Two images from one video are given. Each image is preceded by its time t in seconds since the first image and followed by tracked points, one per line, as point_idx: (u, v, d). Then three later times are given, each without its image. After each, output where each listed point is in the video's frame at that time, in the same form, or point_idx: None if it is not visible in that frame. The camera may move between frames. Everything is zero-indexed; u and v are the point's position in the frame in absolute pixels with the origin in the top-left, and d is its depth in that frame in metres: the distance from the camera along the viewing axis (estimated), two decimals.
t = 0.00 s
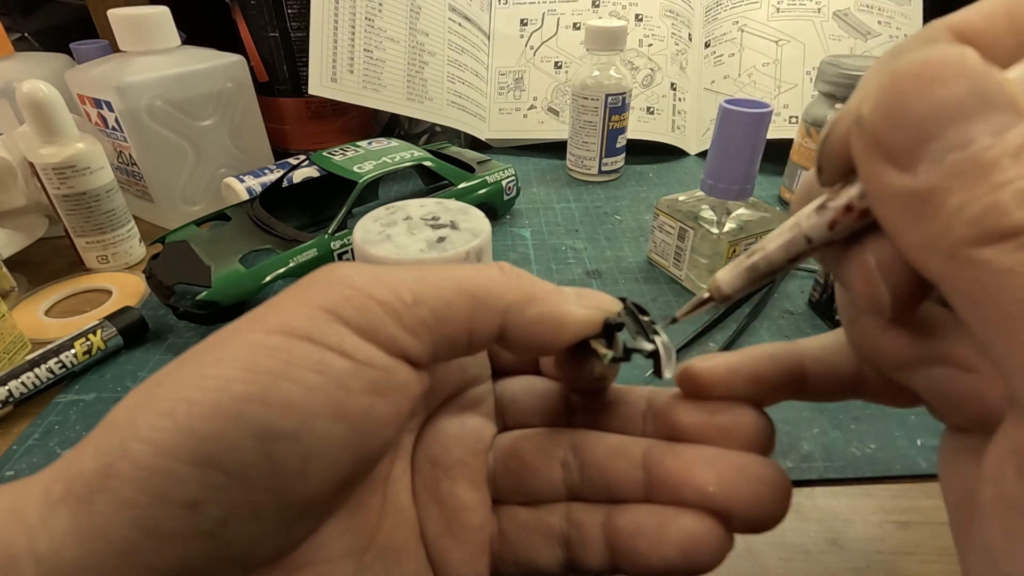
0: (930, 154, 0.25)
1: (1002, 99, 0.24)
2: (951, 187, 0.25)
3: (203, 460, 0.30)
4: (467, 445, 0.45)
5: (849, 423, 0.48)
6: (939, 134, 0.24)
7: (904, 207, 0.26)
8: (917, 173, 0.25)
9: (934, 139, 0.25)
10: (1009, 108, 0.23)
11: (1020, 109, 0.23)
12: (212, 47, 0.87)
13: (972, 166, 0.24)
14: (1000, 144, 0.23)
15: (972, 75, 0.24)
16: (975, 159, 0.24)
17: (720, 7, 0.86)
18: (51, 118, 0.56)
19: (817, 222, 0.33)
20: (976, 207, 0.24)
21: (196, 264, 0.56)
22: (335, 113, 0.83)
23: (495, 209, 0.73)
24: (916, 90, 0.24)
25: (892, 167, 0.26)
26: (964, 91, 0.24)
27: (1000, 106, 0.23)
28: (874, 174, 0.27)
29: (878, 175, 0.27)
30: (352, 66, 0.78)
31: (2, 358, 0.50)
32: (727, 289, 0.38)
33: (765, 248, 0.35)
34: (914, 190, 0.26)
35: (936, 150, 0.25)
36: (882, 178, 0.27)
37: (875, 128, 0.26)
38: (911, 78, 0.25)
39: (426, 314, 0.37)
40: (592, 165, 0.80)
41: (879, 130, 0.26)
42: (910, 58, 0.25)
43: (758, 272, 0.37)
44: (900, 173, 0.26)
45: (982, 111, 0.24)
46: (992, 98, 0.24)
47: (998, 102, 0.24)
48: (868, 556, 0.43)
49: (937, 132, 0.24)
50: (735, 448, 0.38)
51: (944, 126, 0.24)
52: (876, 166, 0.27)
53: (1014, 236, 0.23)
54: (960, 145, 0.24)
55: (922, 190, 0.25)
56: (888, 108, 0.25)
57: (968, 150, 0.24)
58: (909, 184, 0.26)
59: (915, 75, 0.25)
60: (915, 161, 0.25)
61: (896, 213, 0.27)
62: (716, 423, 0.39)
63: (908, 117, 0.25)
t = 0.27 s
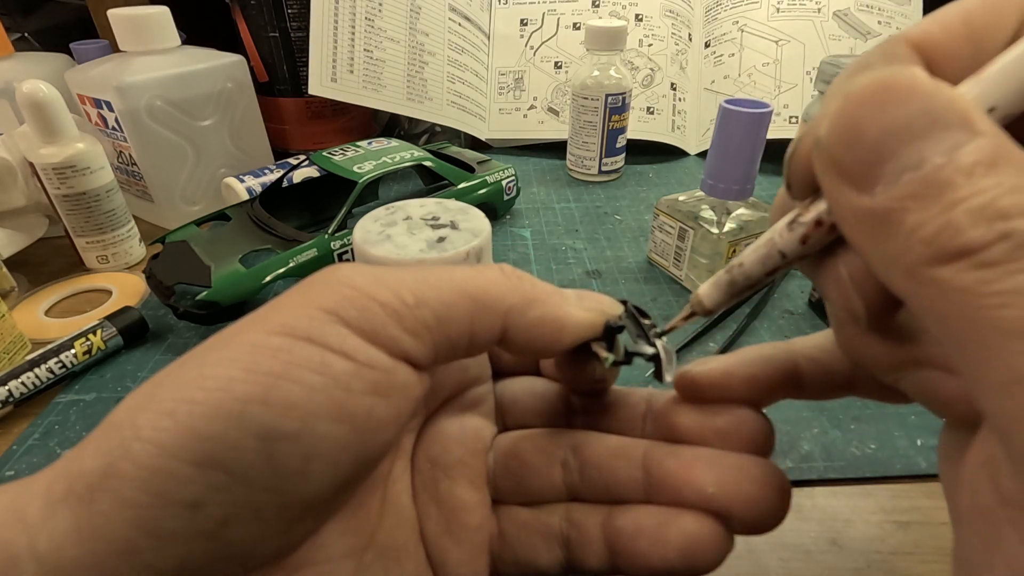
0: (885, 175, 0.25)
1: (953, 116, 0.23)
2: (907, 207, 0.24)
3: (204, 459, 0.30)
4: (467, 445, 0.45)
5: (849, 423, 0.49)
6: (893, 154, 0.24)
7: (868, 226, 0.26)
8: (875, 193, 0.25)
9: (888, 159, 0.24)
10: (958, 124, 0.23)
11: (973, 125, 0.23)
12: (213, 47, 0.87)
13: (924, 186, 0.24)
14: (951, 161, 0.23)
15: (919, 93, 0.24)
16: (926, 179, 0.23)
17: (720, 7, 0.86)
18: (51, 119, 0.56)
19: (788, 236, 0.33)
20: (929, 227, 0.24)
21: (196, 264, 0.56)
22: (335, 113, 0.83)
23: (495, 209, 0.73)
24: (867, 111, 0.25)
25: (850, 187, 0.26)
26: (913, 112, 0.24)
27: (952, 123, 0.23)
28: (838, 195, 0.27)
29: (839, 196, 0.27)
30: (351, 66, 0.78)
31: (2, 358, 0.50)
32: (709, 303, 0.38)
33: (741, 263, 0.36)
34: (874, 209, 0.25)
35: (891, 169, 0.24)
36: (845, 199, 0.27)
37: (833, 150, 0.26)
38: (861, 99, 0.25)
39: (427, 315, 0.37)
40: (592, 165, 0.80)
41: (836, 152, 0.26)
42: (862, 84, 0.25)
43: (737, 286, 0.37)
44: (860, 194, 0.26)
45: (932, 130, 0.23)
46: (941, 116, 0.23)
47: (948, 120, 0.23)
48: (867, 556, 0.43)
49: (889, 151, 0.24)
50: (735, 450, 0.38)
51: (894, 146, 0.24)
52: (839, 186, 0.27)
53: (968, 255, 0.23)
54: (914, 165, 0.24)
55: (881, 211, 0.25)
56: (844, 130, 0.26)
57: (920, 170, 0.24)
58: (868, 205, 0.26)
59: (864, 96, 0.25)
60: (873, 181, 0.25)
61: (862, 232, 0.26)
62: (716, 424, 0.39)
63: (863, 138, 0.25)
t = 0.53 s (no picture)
0: (866, 183, 0.24)
1: (931, 123, 0.23)
2: (888, 215, 0.24)
3: (205, 459, 0.30)
4: (467, 445, 0.45)
5: (849, 423, 0.49)
6: (873, 162, 0.24)
7: (850, 234, 0.26)
8: (857, 201, 0.25)
9: (868, 168, 0.24)
10: (937, 130, 0.23)
11: (953, 132, 0.23)
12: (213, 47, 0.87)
13: (905, 195, 0.23)
14: (930, 170, 0.23)
15: (899, 98, 0.23)
16: (907, 187, 0.23)
17: (720, 7, 0.86)
18: (52, 119, 0.56)
19: (776, 237, 0.33)
20: (909, 235, 0.23)
21: (196, 264, 0.56)
22: (335, 113, 0.83)
23: (495, 209, 0.73)
24: (846, 118, 0.24)
25: (831, 195, 0.26)
26: (892, 118, 0.23)
27: (930, 131, 0.23)
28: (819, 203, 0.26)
29: (820, 204, 0.26)
30: (352, 66, 0.78)
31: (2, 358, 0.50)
32: (700, 302, 0.38)
33: (730, 261, 0.36)
34: (857, 217, 0.25)
35: (873, 178, 0.24)
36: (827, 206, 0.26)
37: (813, 159, 0.26)
38: (839, 105, 0.24)
39: (428, 316, 0.37)
40: (592, 165, 0.80)
41: (817, 160, 0.25)
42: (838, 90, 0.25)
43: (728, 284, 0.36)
44: (841, 202, 0.25)
45: (912, 137, 0.23)
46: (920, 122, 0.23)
47: (927, 127, 0.23)
48: (868, 557, 0.43)
49: (869, 160, 0.24)
50: (735, 450, 0.38)
51: (875, 153, 0.24)
52: (820, 194, 0.26)
53: (948, 260, 0.23)
54: (894, 172, 0.23)
55: (864, 219, 0.25)
56: (823, 137, 0.25)
57: (901, 178, 0.23)
58: (850, 212, 0.25)
59: (843, 101, 0.24)
60: (854, 189, 0.25)
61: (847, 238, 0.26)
62: (715, 424, 0.39)
63: (843, 146, 0.24)
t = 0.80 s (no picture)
0: (880, 186, 0.24)
1: (948, 125, 0.23)
2: (901, 220, 0.24)
3: (204, 458, 0.30)
4: (466, 445, 0.45)
5: (849, 423, 0.49)
6: (888, 164, 0.23)
7: (860, 236, 0.26)
8: (870, 204, 0.24)
9: (883, 171, 0.24)
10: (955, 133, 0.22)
11: (969, 135, 0.22)
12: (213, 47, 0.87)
13: (919, 199, 0.23)
14: (947, 173, 0.22)
15: (915, 100, 0.23)
16: (922, 191, 0.23)
17: (719, 7, 0.86)
18: (52, 119, 0.56)
19: (785, 241, 0.33)
20: (924, 240, 0.23)
21: (196, 264, 0.56)
22: (335, 113, 0.83)
23: (495, 209, 0.73)
24: (861, 121, 0.24)
25: (843, 198, 0.25)
26: (908, 121, 0.23)
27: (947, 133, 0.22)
28: (830, 205, 0.26)
29: (832, 206, 0.26)
30: (352, 66, 0.78)
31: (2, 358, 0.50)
32: (705, 303, 0.38)
33: (738, 263, 0.36)
34: (869, 220, 0.25)
35: (887, 181, 0.24)
36: (837, 209, 0.26)
37: (825, 161, 0.25)
38: (852, 108, 0.24)
39: (428, 316, 0.37)
40: (592, 165, 0.80)
41: (828, 163, 0.25)
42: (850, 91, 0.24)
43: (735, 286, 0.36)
44: (853, 205, 0.25)
45: (929, 139, 0.23)
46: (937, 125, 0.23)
47: (944, 129, 0.23)
48: (867, 556, 0.43)
49: (884, 163, 0.24)
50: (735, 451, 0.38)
51: (891, 156, 0.23)
52: (831, 196, 0.26)
53: (962, 268, 0.23)
54: (909, 176, 0.23)
55: (876, 222, 0.25)
56: (836, 140, 0.24)
57: (915, 181, 0.23)
58: (862, 215, 0.25)
59: (857, 102, 0.24)
60: (867, 192, 0.24)
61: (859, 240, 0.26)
62: (715, 425, 0.38)
63: (855, 149, 0.24)
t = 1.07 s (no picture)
0: (895, 180, 0.24)
1: (968, 117, 0.22)
2: (915, 214, 0.23)
3: (204, 457, 0.30)
4: (466, 444, 0.45)
5: (849, 423, 0.49)
6: (903, 158, 0.23)
7: (871, 230, 0.25)
8: (884, 197, 0.24)
9: (898, 165, 0.23)
10: (973, 126, 0.22)
11: (988, 128, 0.22)
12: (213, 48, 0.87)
13: (933, 193, 0.23)
14: (963, 168, 0.22)
15: (935, 92, 0.22)
16: (938, 186, 0.23)
17: (719, 7, 0.86)
18: (52, 119, 0.56)
19: (796, 232, 0.33)
20: (937, 235, 0.23)
21: (196, 264, 0.55)
22: (335, 113, 0.83)
23: (495, 209, 0.73)
24: (876, 113, 0.23)
25: (857, 191, 0.25)
26: (926, 113, 0.22)
27: (966, 125, 0.22)
28: (843, 198, 0.26)
29: (845, 200, 0.26)
30: (352, 66, 0.78)
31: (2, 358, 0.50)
32: (715, 295, 0.38)
33: (747, 256, 0.36)
34: (883, 215, 0.24)
35: (900, 174, 0.23)
36: (850, 203, 0.26)
37: (838, 154, 0.25)
38: (868, 99, 0.23)
39: (428, 316, 0.37)
40: (592, 165, 0.80)
41: (842, 156, 0.25)
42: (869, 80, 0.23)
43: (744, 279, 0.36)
44: (868, 198, 0.25)
45: (946, 132, 0.22)
46: (955, 117, 0.22)
47: (962, 122, 0.22)
48: (867, 556, 0.42)
49: (899, 156, 0.23)
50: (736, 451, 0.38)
51: (907, 150, 0.23)
52: (843, 188, 0.26)
53: (975, 265, 0.23)
54: (925, 170, 0.23)
55: (889, 216, 0.24)
56: (850, 133, 0.24)
57: (931, 176, 0.23)
58: (875, 209, 0.25)
59: (872, 94, 0.23)
60: (880, 186, 0.24)
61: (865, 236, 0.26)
62: (716, 424, 0.38)
63: (870, 141, 0.24)
